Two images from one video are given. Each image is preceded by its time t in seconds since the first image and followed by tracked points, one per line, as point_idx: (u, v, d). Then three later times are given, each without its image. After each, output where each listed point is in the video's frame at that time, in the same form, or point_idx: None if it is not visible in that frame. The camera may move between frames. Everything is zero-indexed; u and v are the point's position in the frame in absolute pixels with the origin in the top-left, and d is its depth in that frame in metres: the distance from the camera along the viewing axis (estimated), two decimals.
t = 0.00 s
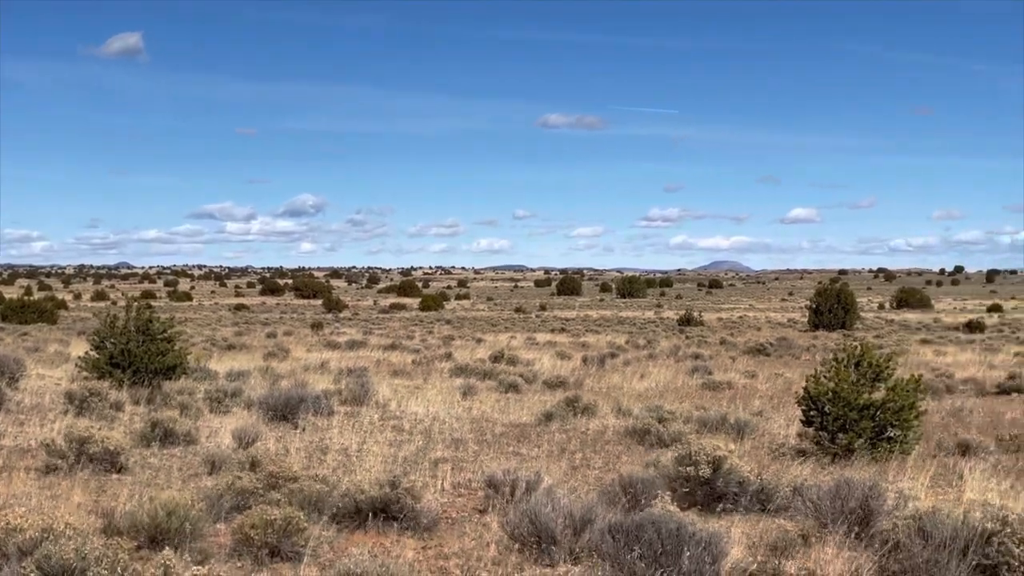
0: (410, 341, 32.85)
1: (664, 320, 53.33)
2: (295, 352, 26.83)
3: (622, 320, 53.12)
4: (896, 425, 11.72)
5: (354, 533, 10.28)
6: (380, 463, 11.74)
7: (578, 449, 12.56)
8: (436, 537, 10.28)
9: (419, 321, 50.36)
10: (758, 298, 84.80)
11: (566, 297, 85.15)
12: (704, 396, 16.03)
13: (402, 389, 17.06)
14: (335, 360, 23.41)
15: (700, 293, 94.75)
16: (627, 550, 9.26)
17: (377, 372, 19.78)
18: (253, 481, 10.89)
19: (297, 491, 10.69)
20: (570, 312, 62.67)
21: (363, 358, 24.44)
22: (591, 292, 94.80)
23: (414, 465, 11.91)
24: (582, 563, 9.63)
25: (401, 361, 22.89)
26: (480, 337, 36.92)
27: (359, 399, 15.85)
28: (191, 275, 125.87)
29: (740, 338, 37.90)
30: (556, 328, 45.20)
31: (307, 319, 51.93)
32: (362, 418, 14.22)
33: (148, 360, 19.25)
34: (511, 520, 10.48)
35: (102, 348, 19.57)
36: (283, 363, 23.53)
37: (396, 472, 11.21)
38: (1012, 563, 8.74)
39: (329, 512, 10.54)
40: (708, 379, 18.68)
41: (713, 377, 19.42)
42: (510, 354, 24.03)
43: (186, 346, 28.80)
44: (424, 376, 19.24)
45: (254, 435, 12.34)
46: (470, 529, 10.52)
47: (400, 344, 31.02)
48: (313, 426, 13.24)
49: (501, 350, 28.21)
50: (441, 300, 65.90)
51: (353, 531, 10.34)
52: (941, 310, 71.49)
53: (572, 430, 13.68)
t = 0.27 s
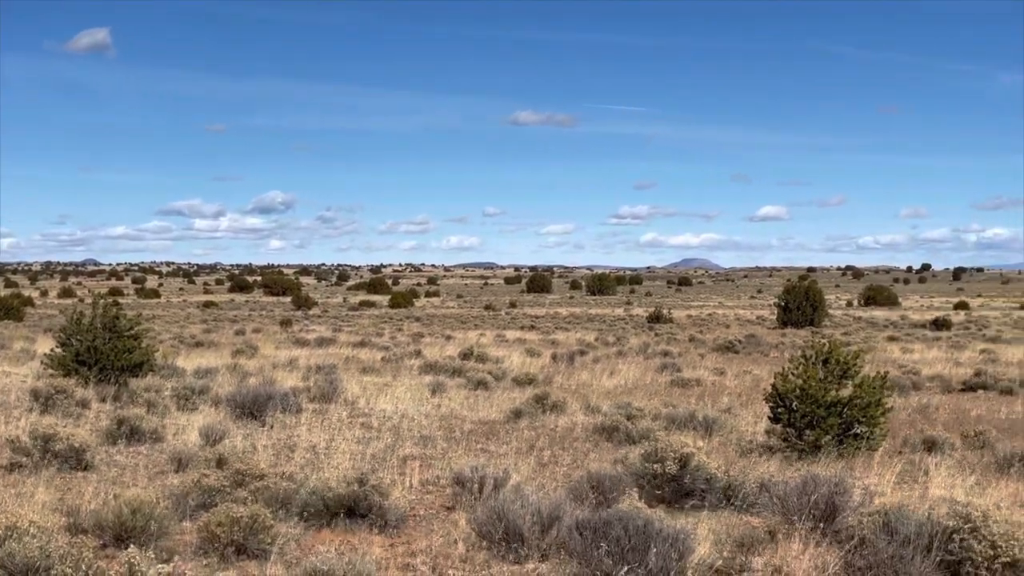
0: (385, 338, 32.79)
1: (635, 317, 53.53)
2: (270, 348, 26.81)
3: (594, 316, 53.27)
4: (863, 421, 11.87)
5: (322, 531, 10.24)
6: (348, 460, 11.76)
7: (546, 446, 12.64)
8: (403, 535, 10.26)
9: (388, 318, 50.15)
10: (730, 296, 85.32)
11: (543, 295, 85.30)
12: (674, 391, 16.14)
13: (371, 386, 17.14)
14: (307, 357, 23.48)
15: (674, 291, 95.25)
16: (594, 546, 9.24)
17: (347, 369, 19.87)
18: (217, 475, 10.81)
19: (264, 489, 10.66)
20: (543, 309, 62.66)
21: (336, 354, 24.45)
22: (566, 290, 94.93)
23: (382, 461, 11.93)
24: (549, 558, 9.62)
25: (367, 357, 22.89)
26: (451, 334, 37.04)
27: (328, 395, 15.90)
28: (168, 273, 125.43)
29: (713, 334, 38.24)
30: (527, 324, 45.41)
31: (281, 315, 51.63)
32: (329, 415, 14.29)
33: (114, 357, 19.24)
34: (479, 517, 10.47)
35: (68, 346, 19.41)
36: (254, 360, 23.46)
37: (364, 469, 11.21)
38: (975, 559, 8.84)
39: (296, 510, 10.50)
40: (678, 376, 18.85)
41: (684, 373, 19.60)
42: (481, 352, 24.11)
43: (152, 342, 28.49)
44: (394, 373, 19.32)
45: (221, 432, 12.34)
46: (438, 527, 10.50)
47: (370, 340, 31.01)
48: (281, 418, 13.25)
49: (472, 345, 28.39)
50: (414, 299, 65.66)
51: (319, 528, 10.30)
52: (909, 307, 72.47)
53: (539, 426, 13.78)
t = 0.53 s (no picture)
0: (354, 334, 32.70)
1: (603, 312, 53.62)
2: (236, 344, 26.64)
3: (562, 312, 53.30)
4: (827, 416, 12.02)
5: (285, 526, 10.21)
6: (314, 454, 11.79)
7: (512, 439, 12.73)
8: (368, 530, 10.24)
9: (356, 312, 49.92)
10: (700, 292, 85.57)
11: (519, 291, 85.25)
12: (638, 389, 16.27)
13: (337, 380, 17.20)
14: (276, 351, 23.49)
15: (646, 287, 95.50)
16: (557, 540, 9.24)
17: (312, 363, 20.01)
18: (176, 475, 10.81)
19: (227, 484, 10.65)
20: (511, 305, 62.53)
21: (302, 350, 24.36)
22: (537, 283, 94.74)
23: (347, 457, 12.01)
24: (509, 552, 9.65)
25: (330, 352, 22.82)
26: (418, 327, 37.09)
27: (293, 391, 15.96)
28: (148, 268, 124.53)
29: (681, 329, 38.49)
30: (495, 318, 45.50)
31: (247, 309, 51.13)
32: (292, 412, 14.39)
33: (77, 352, 19.36)
34: (443, 512, 10.47)
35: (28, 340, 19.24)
36: (217, 356, 23.29)
37: (328, 465, 11.23)
38: (935, 551, 8.89)
39: (261, 507, 10.47)
40: (645, 371, 19.01)
41: (650, 368, 19.74)
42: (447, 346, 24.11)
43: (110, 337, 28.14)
44: (359, 367, 19.40)
45: (183, 428, 12.36)
46: (403, 522, 10.49)
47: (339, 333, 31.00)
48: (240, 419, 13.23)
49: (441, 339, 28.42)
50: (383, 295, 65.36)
51: (281, 522, 10.32)
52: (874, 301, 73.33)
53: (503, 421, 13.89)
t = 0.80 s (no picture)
0: (366, 298, 33.42)
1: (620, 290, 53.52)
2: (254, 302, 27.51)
3: (579, 291, 53.30)
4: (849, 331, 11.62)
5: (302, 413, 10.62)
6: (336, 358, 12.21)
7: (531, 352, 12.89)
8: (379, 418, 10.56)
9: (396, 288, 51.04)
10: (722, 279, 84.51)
11: (540, 279, 85.42)
12: (635, 325, 16.46)
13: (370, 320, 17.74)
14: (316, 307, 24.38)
15: (670, 277, 94.60)
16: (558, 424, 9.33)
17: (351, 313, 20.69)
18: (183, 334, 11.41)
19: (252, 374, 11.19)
20: (530, 286, 62.76)
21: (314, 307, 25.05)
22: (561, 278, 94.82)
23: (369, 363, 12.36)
24: (496, 357, 10.03)
25: (339, 310, 23.46)
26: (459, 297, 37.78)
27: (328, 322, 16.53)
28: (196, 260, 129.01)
29: (695, 298, 38.35)
30: (534, 292, 45.72)
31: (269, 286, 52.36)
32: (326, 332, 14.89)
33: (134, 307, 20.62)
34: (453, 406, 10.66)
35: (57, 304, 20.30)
36: (232, 309, 24.14)
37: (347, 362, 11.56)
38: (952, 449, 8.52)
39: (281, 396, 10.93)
40: (646, 323, 19.17)
41: (651, 323, 19.89)
42: (454, 312, 24.62)
43: (131, 300, 29.22)
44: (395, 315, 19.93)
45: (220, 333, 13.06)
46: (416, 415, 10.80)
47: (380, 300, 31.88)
48: (243, 327, 13.83)
49: (477, 304, 28.84)
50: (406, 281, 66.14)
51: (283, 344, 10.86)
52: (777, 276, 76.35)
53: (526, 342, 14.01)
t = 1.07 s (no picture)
0: (418, 297, 33.83)
1: (668, 292, 52.86)
2: (309, 300, 28.29)
3: (626, 293, 52.83)
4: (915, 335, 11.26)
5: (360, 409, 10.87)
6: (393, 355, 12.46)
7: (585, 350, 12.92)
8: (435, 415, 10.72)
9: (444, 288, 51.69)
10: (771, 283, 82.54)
11: (583, 280, 84.96)
12: (691, 326, 16.26)
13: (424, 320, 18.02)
14: (370, 306, 24.88)
15: (715, 280, 92.92)
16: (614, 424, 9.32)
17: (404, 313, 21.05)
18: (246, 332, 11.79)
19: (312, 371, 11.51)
20: (574, 287, 62.54)
21: (367, 306, 25.52)
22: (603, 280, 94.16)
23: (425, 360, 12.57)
24: (551, 359, 10.04)
25: (393, 309, 23.83)
26: (506, 297, 38.04)
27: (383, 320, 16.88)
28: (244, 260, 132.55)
29: (746, 301, 37.65)
30: (581, 293, 45.66)
31: (320, 284, 53.60)
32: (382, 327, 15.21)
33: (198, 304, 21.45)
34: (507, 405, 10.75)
35: (128, 301, 21.30)
36: (289, 306, 24.80)
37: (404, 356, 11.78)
38: None
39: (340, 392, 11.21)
40: (702, 325, 18.91)
41: (708, 325, 19.60)
42: (510, 311, 24.70)
43: (192, 296, 30.39)
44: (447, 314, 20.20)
45: (282, 327, 13.48)
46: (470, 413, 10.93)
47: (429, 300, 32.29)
48: (302, 324, 14.21)
49: (526, 305, 28.97)
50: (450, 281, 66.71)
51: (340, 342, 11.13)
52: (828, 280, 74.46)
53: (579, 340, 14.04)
